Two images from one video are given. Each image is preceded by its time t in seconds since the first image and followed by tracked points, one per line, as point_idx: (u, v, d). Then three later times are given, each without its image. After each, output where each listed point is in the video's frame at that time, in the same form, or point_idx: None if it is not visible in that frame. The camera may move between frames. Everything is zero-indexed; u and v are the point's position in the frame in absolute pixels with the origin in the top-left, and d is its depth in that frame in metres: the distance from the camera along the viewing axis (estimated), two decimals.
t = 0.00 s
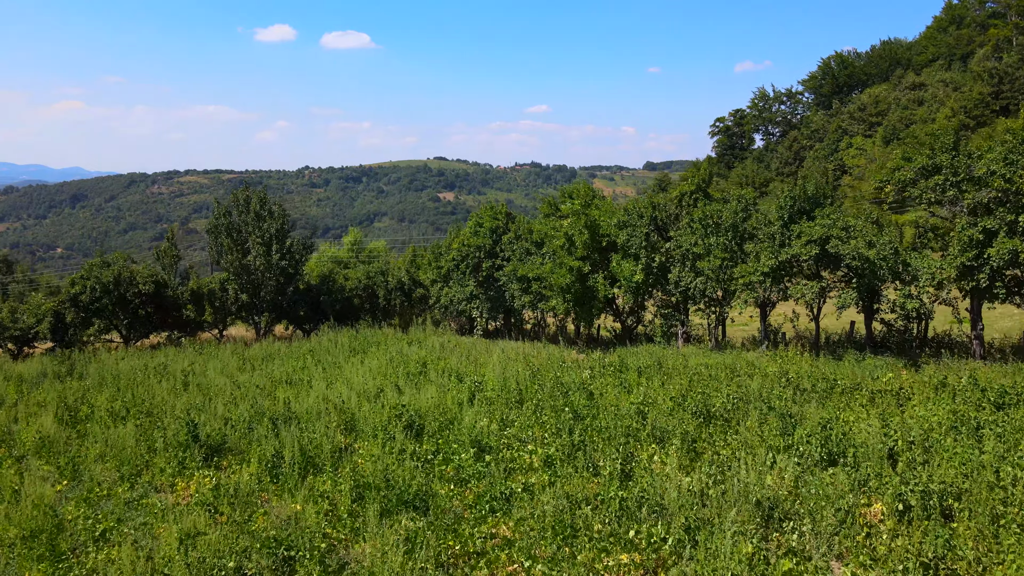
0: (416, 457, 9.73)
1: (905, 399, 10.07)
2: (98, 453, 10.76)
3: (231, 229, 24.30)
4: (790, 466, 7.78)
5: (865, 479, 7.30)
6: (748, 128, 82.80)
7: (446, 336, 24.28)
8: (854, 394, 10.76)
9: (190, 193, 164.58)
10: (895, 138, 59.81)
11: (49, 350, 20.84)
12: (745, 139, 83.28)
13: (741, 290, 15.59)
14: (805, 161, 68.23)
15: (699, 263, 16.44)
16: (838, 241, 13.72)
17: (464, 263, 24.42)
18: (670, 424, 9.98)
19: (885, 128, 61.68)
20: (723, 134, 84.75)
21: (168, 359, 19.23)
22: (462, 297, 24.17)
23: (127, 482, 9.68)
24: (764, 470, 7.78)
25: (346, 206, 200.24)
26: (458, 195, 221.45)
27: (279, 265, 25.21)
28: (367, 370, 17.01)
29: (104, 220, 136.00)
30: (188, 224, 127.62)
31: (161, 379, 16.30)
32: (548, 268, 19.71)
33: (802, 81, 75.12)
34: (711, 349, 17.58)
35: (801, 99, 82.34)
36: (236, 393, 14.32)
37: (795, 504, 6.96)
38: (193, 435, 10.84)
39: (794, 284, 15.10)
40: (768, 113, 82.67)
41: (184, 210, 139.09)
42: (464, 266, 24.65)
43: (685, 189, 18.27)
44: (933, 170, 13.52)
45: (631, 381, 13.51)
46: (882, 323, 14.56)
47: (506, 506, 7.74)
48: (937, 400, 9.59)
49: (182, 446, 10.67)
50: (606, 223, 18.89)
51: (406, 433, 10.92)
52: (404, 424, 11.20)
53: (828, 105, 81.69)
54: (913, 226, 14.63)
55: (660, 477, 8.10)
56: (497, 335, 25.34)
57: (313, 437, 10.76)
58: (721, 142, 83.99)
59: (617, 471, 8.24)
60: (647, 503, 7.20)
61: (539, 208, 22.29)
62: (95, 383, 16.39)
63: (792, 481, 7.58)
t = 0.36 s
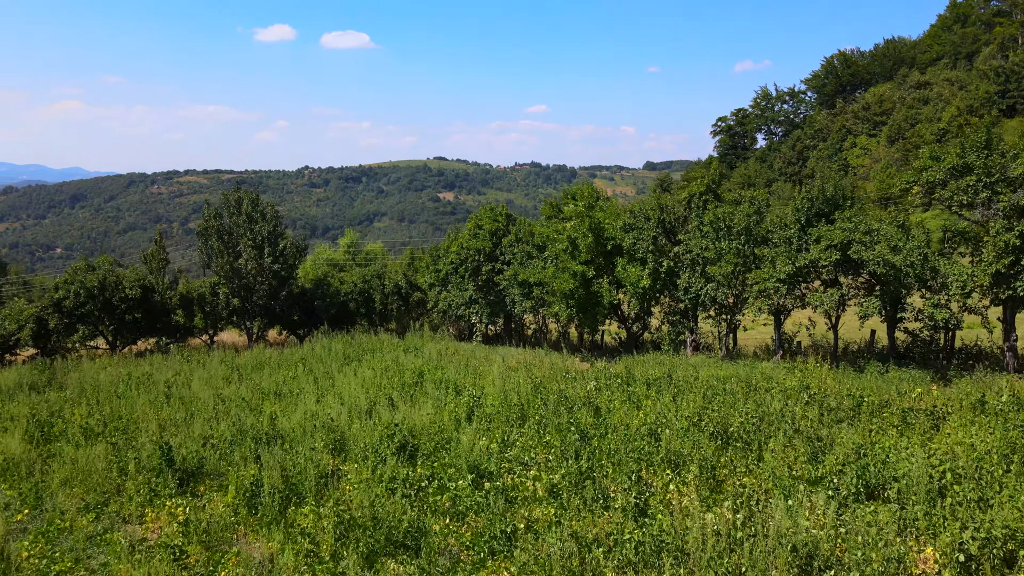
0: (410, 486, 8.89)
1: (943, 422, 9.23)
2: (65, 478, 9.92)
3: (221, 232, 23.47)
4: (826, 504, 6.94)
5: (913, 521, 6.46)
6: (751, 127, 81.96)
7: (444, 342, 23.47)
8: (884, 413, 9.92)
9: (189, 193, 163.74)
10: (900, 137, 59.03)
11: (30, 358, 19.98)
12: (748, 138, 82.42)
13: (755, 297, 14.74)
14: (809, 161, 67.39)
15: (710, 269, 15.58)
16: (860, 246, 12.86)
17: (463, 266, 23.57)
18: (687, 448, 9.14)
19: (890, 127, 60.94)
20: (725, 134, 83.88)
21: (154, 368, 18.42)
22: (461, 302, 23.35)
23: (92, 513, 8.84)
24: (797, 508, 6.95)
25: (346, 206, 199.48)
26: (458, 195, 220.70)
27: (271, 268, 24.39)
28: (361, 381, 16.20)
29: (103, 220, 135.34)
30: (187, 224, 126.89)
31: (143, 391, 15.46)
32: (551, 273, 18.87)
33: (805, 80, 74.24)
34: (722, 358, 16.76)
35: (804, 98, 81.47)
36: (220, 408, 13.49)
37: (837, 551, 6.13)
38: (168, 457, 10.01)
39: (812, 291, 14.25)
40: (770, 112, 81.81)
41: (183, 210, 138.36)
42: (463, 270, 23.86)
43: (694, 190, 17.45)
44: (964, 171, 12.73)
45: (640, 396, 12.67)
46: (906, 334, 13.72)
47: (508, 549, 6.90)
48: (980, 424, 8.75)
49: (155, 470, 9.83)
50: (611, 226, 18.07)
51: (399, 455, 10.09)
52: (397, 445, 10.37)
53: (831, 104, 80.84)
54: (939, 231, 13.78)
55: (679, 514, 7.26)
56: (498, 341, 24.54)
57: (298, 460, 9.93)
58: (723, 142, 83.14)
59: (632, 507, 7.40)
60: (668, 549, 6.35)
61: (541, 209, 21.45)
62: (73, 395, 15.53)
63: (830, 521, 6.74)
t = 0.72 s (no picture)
0: (400, 517, 8.05)
1: (990, 446, 8.38)
2: (26, 506, 9.07)
3: (211, 233, 22.61)
4: (873, 549, 6.09)
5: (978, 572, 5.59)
6: (753, 127, 81.03)
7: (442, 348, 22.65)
8: (922, 433, 9.05)
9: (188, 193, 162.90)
10: (906, 137, 58.19)
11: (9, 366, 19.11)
12: (750, 138, 81.46)
13: (772, 304, 13.86)
14: (812, 161, 66.49)
15: (722, 274, 14.71)
16: (887, 250, 11.98)
17: (462, 269, 22.72)
18: (706, 475, 8.29)
19: (894, 126, 60.11)
20: (727, 133, 82.85)
21: (139, 376, 17.61)
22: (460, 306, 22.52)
23: (49, 546, 7.98)
24: (839, 555, 6.10)
25: (346, 206, 198.67)
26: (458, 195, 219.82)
27: (263, 271, 23.53)
28: (353, 393, 15.35)
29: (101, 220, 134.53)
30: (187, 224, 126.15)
31: (123, 402, 14.61)
32: (553, 277, 18.03)
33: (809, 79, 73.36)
34: (733, 367, 15.90)
35: (807, 97, 80.56)
36: (202, 422, 12.65)
37: None
38: (138, 482, 9.15)
39: (832, 297, 13.36)
40: (773, 111, 80.92)
41: (182, 211, 137.54)
42: (462, 272, 23.03)
43: (704, 191, 16.61)
44: (1000, 169, 12.13)
45: (651, 412, 11.81)
46: (934, 344, 12.84)
47: None
48: None
49: (123, 497, 8.98)
50: (616, 228, 17.21)
51: (390, 480, 9.25)
52: (389, 468, 9.53)
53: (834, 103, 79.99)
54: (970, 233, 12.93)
55: (705, 559, 6.40)
56: (498, 346, 23.72)
57: (281, 485, 9.08)
58: (725, 141, 82.19)
59: (652, 548, 6.55)
60: None
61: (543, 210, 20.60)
62: (48, 407, 14.66)
63: (879, 569, 5.89)
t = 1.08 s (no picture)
0: (392, 556, 7.25)
1: None
2: None
3: (202, 236, 21.84)
4: None
5: None
6: (756, 126, 80.09)
7: (441, 355, 21.84)
8: (965, 458, 8.25)
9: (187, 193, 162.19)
10: (911, 136, 57.40)
11: None
12: (753, 138, 80.06)
13: (790, 312, 13.09)
14: (816, 160, 65.62)
15: (736, 280, 13.93)
16: (916, 255, 11.18)
17: (462, 273, 21.93)
18: (730, 508, 7.50)
19: (900, 125, 59.26)
20: (731, 132, 80.67)
21: (123, 386, 16.84)
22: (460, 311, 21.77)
23: None
24: None
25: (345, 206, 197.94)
26: (458, 195, 218.99)
27: (256, 275, 22.73)
28: (347, 406, 14.55)
29: (99, 220, 133.77)
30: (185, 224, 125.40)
31: (103, 416, 13.84)
32: (557, 282, 17.24)
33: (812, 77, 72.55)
34: (747, 378, 15.12)
35: (810, 96, 79.72)
36: (184, 439, 11.85)
37: None
38: (106, 510, 8.37)
39: (855, 305, 12.57)
40: (775, 111, 80.11)
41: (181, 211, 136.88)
42: (461, 276, 22.24)
43: (714, 192, 15.82)
44: None
45: (663, 430, 11.04)
46: (965, 355, 12.03)
47: None
48: None
49: (89, 527, 8.19)
50: (623, 230, 16.42)
51: (382, 509, 8.46)
52: (381, 495, 8.75)
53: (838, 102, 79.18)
54: (1005, 236, 12.12)
55: None
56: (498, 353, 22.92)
57: (262, 514, 8.29)
58: (727, 141, 81.26)
59: None
60: None
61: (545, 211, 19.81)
62: (25, 419, 13.91)
63: None
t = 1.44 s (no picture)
0: None
1: None
2: None
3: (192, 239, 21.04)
4: None
5: None
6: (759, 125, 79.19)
7: (440, 364, 21.02)
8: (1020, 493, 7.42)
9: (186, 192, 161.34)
10: (917, 136, 56.60)
11: None
12: (755, 137, 79.36)
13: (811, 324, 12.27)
14: (820, 160, 64.79)
15: (752, 288, 13.11)
16: (950, 263, 10.36)
17: (461, 277, 21.12)
18: (764, 552, 6.68)
19: (905, 124, 58.40)
20: (732, 132, 80.03)
21: (107, 398, 16.00)
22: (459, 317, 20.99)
23: None
24: None
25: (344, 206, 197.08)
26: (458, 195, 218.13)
27: (247, 279, 21.92)
28: (340, 422, 13.72)
29: (98, 220, 132.93)
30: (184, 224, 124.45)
31: (80, 433, 13.01)
32: (561, 289, 16.43)
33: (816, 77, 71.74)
34: (762, 391, 14.31)
35: (813, 95, 78.91)
36: (163, 460, 11.03)
37: None
38: (67, 547, 7.53)
39: (881, 316, 11.75)
40: (777, 110, 79.30)
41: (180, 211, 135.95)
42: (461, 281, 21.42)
43: (726, 194, 14.99)
44: None
45: (679, 454, 10.22)
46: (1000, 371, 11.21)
47: None
48: None
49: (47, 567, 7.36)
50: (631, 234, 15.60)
51: (374, 547, 7.64)
52: (372, 531, 7.93)
53: (841, 101, 78.40)
54: None
55: None
56: (499, 361, 22.12)
57: (240, 554, 7.47)
58: (728, 140, 80.26)
59: None
60: None
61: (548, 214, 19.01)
62: None
63: None
